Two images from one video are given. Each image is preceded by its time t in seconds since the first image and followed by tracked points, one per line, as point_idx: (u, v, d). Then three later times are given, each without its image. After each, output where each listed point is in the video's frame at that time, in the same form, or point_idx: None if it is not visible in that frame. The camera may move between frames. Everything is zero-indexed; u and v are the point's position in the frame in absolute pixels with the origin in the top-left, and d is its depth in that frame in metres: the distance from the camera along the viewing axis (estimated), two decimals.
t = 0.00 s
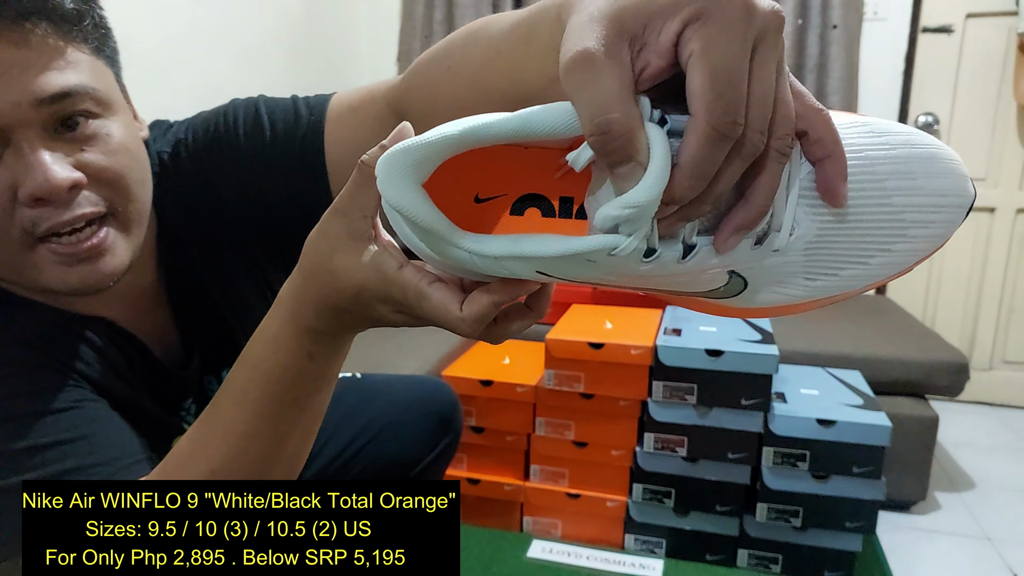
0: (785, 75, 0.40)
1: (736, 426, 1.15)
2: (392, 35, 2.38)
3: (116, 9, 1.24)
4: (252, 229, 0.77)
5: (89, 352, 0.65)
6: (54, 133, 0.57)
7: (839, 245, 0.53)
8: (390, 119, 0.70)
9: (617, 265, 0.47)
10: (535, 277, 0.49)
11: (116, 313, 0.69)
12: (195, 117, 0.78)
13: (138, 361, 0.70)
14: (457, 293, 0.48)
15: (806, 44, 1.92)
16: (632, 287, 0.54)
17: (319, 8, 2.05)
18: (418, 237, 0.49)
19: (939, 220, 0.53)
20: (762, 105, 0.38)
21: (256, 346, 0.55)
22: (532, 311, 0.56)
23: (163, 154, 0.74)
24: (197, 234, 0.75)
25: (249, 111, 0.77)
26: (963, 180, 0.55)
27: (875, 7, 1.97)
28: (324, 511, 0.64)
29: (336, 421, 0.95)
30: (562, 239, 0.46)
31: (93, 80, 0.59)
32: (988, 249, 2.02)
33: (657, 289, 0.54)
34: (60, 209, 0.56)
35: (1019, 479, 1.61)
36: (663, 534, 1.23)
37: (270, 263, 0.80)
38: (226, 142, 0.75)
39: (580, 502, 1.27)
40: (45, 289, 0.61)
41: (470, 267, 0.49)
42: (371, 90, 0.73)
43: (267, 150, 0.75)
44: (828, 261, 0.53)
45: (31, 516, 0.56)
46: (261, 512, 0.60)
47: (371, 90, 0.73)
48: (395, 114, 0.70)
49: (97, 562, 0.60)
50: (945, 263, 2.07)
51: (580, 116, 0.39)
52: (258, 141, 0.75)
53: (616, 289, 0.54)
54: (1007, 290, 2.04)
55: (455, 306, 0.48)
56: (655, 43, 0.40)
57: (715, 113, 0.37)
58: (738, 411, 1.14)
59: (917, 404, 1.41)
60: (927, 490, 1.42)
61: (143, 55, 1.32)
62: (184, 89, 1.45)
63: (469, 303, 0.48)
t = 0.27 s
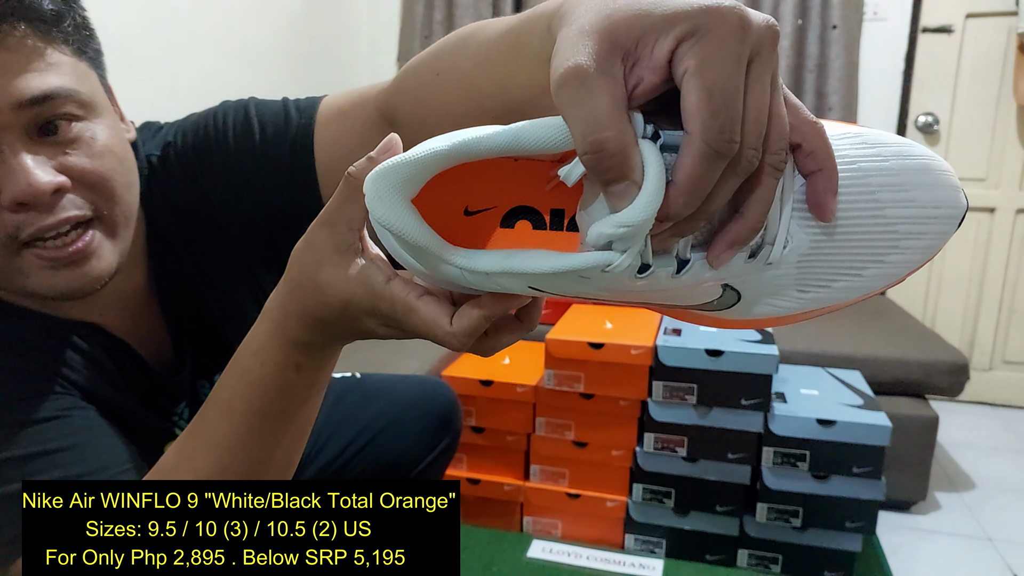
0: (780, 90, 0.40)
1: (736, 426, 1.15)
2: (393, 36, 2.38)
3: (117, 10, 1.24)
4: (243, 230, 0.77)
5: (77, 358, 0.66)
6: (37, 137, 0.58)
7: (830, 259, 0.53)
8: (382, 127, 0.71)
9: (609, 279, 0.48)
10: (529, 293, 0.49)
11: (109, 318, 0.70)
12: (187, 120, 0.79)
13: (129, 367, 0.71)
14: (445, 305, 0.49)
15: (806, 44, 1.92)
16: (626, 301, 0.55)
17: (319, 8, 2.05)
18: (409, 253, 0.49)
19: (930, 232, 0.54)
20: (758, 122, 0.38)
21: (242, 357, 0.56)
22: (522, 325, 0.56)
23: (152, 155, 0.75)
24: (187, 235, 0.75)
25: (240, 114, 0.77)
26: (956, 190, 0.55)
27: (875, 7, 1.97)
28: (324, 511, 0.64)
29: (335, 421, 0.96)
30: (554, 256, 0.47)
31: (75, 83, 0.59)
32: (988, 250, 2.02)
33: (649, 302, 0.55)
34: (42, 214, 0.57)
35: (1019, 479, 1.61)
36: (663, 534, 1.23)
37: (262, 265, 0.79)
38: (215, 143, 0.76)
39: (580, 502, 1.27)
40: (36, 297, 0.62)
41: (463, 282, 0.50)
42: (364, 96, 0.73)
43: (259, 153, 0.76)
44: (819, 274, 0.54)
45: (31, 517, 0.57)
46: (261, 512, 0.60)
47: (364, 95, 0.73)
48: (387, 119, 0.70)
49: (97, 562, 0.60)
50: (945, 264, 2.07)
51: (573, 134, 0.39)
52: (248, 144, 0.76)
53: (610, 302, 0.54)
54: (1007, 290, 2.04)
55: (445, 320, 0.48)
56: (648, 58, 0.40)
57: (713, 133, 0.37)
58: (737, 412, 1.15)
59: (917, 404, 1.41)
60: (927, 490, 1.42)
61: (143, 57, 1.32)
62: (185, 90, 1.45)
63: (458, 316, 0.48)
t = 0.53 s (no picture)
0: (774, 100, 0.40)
1: (736, 426, 1.15)
2: (393, 35, 2.38)
3: (117, 11, 1.25)
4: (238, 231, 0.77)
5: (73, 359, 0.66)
6: (32, 139, 0.57)
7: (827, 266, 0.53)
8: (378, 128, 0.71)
9: (605, 289, 0.47)
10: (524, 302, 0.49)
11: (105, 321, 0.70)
12: (182, 120, 0.79)
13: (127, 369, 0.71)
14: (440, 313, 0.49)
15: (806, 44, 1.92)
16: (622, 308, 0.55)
17: (319, 8, 2.05)
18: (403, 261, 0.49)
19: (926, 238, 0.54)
20: (753, 132, 0.38)
21: (235, 366, 0.57)
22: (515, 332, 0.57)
23: (148, 155, 0.75)
24: (182, 236, 0.75)
25: (235, 115, 0.77)
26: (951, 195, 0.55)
27: (875, 7, 1.97)
28: (324, 511, 0.64)
29: (336, 421, 0.96)
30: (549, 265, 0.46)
31: (69, 84, 0.59)
32: (989, 249, 2.02)
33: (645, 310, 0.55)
34: (37, 215, 0.56)
35: (1019, 479, 1.61)
36: (663, 534, 1.23)
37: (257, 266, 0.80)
38: (210, 144, 0.76)
39: (580, 502, 1.27)
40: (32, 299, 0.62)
41: (457, 290, 0.50)
42: (358, 98, 0.73)
43: (254, 155, 0.76)
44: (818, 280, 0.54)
45: (31, 517, 0.57)
46: (261, 512, 0.61)
47: (358, 98, 0.73)
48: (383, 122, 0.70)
49: (97, 562, 0.60)
50: (945, 264, 2.07)
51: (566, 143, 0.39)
52: (244, 145, 0.76)
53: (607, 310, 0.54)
54: (1007, 290, 2.04)
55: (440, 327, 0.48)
56: (642, 66, 0.39)
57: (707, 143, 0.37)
58: (737, 412, 1.15)
59: (918, 404, 1.41)
60: (928, 490, 1.42)
61: (144, 57, 1.33)
62: (185, 91, 1.45)
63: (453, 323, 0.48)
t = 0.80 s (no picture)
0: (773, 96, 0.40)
1: (736, 426, 1.15)
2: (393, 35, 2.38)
3: (117, 10, 1.24)
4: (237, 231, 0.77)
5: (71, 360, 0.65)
6: (34, 138, 0.57)
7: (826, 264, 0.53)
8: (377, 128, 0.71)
9: (604, 287, 0.47)
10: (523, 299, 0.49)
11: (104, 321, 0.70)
12: (183, 120, 0.79)
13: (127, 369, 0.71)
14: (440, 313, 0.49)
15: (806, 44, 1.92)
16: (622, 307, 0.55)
17: (320, 8, 2.05)
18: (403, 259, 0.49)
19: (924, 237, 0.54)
20: (751, 130, 0.38)
21: (235, 366, 0.57)
22: (515, 330, 0.57)
23: (149, 157, 0.75)
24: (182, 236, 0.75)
25: (235, 115, 0.77)
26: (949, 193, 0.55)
27: (875, 7, 1.97)
28: (324, 511, 0.64)
29: (336, 421, 0.96)
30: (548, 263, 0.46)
31: (70, 83, 0.59)
32: (989, 250, 2.02)
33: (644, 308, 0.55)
34: (39, 215, 0.56)
35: (1019, 479, 1.61)
36: (663, 534, 1.23)
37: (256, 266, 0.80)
38: (209, 144, 0.76)
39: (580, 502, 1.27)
40: (33, 298, 0.62)
41: (457, 288, 0.50)
42: (358, 98, 0.73)
43: (253, 154, 0.75)
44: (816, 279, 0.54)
45: (31, 517, 0.57)
46: (261, 512, 0.61)
47: (358, 97, 0.73)
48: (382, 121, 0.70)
49: (97, 562, 0.60)
50: (946, 264, 2.07)
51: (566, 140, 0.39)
52: (243, 144, 0.76)
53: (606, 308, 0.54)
54: (1007, 290, 2.04)
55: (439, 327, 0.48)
56: (641, 65, 0.39)
57: (704, 139, 0.37)
58: (738, 412, 1.15)
59: (918, 404, 1.41)
60: (928, 490, 1.42)
61: (144, 56, 1.32)
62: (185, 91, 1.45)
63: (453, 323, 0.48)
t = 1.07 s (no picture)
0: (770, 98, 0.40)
1: (736, 426, 1.15)
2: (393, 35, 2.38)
3: (116, 10, 1.24)
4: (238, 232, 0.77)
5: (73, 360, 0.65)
6: (38, 137, 0.57)
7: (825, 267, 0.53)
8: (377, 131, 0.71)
9: (603, 289, 0.47)
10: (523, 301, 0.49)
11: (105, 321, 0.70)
12: (183, 121, 0.79)
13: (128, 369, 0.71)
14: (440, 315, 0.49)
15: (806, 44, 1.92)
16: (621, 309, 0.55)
17: (320, 8, 2.05)
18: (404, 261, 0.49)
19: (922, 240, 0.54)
20: (748, 131, 0.38)
21: (235, 367, 0.57)
22: (516, 333, 0.57)
23: (150, 158, 0.75)
24: (183, 237, 0.75)
25: (236, 117, 0.77)
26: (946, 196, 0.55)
27: (875, 7, 1.97)
28: (324, 511, 0.64)
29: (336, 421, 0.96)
30: (547, 265, 0.46)
31: (74, 82, 0.59)
32: (988, 250, 2.02)
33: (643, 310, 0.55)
34: (44, 213, 0.56)
35: (1019, 479, 1.61)
36: (663, 534, 1.23)
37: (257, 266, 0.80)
38: (211, 145, 0.76)
39: (580, 502, 1.27)
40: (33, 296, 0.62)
41: (458, 290, 0.50)
42: (358, 100, 0.73)
43: (253, 157, 0.76)
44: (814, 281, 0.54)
45: (31, 516, 0.57)
46: (261, 512, 0.61)
47: (358, 99, 0.73)
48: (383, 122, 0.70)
49: (97, 562, 0.60)
50: (946, 264, 2.08)
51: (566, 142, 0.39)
52: (244, 148, 0.76)
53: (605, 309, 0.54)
54: (1008, 290, 2.04)
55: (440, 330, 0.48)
56: (639, 68, 0.39)
57: (701, 141, 0.37)
58: (738, 412, 1.15)
59: (918, 404, 1.41)
60: (928, 490, 1.42)
61: (144, 56, 1.32)
62: (185, 90, 1.45)
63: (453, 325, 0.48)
